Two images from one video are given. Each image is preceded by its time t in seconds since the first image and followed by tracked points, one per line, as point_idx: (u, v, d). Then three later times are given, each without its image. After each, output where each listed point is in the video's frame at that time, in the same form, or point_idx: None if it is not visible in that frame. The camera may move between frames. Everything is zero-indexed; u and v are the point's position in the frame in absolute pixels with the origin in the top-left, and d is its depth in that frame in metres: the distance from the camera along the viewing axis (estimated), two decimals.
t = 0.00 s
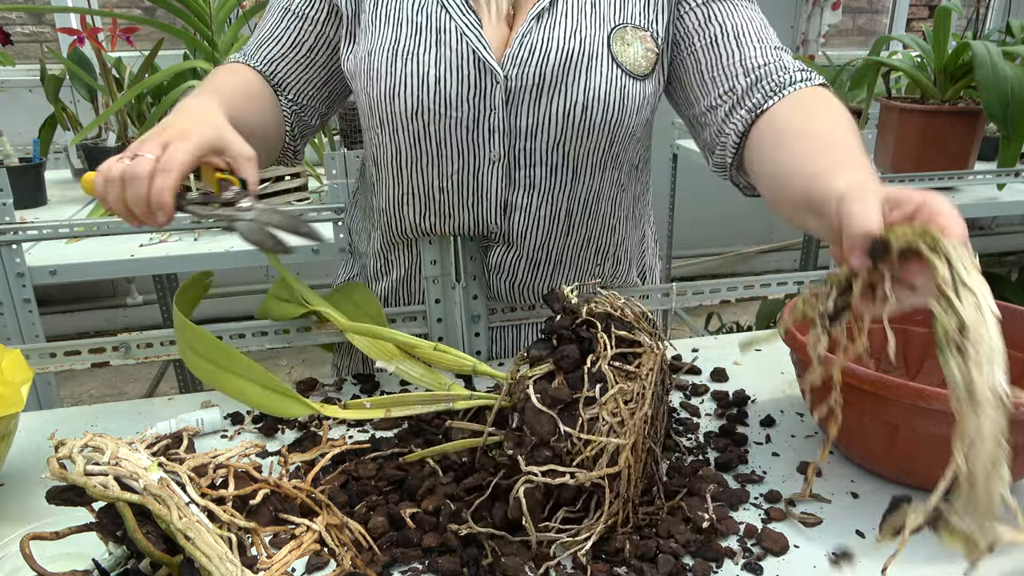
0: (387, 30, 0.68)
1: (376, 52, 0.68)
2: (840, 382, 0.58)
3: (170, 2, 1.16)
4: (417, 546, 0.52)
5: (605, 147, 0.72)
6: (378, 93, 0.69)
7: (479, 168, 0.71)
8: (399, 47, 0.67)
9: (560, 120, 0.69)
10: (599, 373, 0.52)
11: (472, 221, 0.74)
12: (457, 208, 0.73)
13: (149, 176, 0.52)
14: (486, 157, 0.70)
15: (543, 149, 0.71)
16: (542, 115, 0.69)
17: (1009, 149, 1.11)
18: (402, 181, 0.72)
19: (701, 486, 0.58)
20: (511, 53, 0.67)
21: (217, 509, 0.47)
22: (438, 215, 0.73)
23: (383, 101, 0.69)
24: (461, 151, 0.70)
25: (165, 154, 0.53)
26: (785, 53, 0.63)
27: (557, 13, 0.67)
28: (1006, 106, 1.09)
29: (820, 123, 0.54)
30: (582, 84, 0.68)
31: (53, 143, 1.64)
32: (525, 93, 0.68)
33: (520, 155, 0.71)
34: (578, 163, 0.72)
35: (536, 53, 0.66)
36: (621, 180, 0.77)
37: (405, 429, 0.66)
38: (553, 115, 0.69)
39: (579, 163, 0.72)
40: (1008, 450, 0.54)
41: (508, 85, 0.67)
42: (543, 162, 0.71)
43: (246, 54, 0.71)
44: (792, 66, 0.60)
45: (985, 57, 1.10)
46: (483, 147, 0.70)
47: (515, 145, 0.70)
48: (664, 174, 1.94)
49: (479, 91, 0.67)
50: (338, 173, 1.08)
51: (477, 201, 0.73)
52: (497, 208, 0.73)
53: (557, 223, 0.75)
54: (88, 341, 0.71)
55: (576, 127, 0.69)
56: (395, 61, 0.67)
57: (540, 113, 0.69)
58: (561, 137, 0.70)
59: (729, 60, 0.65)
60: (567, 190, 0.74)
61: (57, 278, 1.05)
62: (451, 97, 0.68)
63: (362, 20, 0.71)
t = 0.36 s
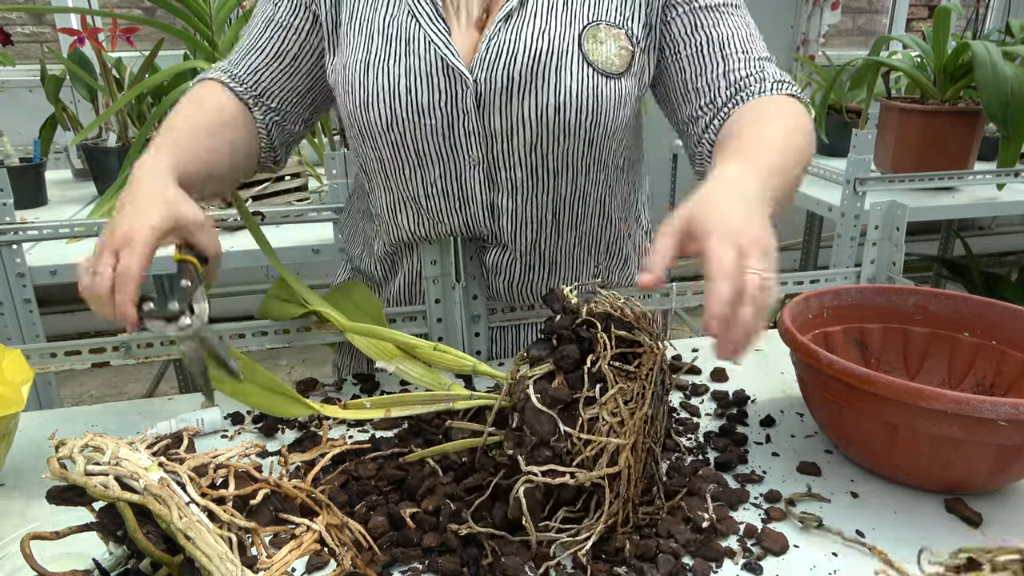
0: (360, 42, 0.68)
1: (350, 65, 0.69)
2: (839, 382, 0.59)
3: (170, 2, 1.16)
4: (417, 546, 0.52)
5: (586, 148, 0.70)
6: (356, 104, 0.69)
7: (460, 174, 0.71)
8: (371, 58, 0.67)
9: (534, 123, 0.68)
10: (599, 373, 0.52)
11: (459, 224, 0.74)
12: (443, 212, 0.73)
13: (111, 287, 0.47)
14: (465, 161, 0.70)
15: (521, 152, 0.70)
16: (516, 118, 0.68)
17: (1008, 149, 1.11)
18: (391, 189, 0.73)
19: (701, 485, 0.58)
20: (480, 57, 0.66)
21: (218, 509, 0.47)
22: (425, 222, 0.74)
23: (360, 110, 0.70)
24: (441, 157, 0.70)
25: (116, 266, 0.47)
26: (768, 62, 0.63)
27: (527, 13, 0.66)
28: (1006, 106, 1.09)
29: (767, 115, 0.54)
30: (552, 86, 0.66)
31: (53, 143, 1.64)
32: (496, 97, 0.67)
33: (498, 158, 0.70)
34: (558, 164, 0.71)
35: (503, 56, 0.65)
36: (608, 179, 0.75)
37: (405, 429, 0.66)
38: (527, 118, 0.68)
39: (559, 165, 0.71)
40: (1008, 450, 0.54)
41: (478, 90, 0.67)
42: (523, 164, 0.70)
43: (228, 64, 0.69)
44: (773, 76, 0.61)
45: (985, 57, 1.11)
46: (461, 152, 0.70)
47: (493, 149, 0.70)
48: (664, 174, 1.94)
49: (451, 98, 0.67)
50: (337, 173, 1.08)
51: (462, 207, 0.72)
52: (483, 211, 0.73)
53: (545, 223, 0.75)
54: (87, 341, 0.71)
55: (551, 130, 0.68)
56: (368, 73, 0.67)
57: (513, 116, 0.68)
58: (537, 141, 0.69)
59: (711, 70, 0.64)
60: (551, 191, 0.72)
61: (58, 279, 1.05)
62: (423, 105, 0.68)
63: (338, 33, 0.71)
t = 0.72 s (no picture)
0: (376, 45, 0.66)
1: (368, 69, 0.67)
2: (839, 382, 0.58)
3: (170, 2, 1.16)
4: (417, 546, 0.53)
5: (604, 140, 0.72)
6: (377, 109, 0.67)
7: (483, 171, 0.71)
8: (392, 62, 0.66)
9: (562, 117, 0.69)
10: (599, 373, 0.52)
11: (477, 223, 0.74)
12: (462, 211, 0.73)
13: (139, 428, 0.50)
14: (490, 159, 0.70)
15: (546, 147, 0.71)
16: (545, 114, 0.68)
17: (1008, 149, 1.11)
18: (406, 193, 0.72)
19: (701, 485, 0.58)
20: (507, 55, 0.66)
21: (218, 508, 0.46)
22: (442, 222, 0.73)
23: (381, 112, 0.67)
24: (465, 157, 0.70)
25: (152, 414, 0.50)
26: (720, 96, 0.78)
27: (549, 8, 0.66)
28: (1006, 106, 1.09)
29: (702, 150, 0.72)
30: (581, 80, 0.68)
31: (53, 143, 1.64)
32: (525, 95, 0.67)
33: (522, 156, 0.71)
34: (579, 156, 0.72)
35: (532, 53, 0.65)
36: (617, 171, 0.78)
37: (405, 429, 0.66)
38: (556, 112, 0.68)
39: (579, 158, 0.72)
40: (1008, 450, 0.54)
41: (508, 88, 0.66)
42: (546, 158, 0.71)
43: (224, 76, 0.64)
44: (722, 108, 0.77)
45: (985, 57, 1.11)
46: (486, 150, 0.70)
47: (518, 146, 0.70)
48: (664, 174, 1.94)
49: (479, 98, 0.66)
50: (337, 173, 1.09)
51: (480, 204, 0.73)
52: (502, 209, 0.73)
53: (562, 217, 0.76)
54: (88, 341, 0.71)
55: (579, 121, 0.69)
56: (390, 76, 0.66)
57: (542, 113, 0.68)
58: (563, 133, 0.70)
59: (686, 96, 0.77)
60: (569, 182, 0.74)
61: (58, 279, 1.05)
62: (452, 107, 0.67)
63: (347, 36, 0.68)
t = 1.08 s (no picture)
0: (372, 46, 0.66)
1: (363, 70, 0.66)
2: (839, 383, 0.58)
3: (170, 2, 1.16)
4: (417, 546, 0.53)
5: (598, 136, 0.72)
6: (373, 110, 0.66)
7: (481, 170, 0.71)
8: (387, 63, 0.65)
9: (556, 114, 0.69)
10: (599, 373, 0.52)
11: (476, 221, 0.74)
12: (461, 211, 0.73)
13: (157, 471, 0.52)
14: (487, 157, 0.70)
15: (542, 143, 0.70)
16: (539, 109, 0.68)
17: (1008, 149, 1.11)
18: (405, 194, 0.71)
19: (701, 485, 0.58)
20: (501, 51, 0.66)
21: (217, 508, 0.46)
22: (442, 221, 0.73)
23: (377, 113, 0.66)
24: (462, 156, 0.70)
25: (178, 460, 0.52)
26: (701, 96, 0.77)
27: (541, 6, 0.67)
28: (1006, 106, 1.09)
29: (697, 158, 0.72)
30: (574, 76, 0.68)
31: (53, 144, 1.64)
32: (521, 91, 0.67)
33: (518, 152, 0.71)
34: (576, 153, 0.72)
35: (526, 50, 0.66)
36: (610, 168, 0.78)
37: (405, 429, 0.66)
38: (551, 107, 0.68)
39: (575, 154, 0.72)
40: (1008, 450, 0.54)
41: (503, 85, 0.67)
42: (542, 154, 0.71)
43: (234, 86, 0.63)
44: (705, 112, 0.76)
45: (985, 57, 1.10)
46: (483, 150, 0.70)
47: (513, 143, 0.70)
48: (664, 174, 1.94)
49: (475, 95, 0.66)
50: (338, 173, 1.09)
51: (479, 203, 0.72)
52: (501, 206, 0.73)
53: (561, 215, 0.75)
54: (88, 341, 0.71)
55: (573, 118, 0.69)
56: (385, 76, 0.66)
57: (536, 109, 0.68)
58: (558, 130, 0.70)
59: (661, 92, 0.77)
60: (566, 180, 0.73)
61: (58, 278, 1.05)
62: (448, 105, 0.67)
63: (342, 38, 0.69)
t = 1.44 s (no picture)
0: (367, 39, 0.65)
1: (357, 65, 0.66)
2: (840, 383, 0.58)
3: (171, 2, 1.15)
4: (417, 546, 0.53)
5: (593, 137, 0.72)
6: (367, 107, 0.66)
7: (475, 169, 0.71)
8: (381, 57, 0.65)
9: (551, 113, 0.69)
10: (596, 371, 0.52)
11: (472, 221, 0.73)
12: (457, 211, 0.72)
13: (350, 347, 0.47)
14: (481, 156, 0.70)
15: (536, 141, 0.70)
16: (534, 108, 0.68)
17: (1008, 149, 1.11)
18: (398, 190, 0.72)
19: (701, 485, 0.58)
20: (497, 50, 0.65)
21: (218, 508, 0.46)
22: (438, 221, 0.73)
23: (371, 113, 0.66)
24: (456, 154, 0.70)
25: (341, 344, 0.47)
26: (703, 97, 0.75)
27: (537, 5, 0.66)
28: (1006, 106, 1.09)
29: (705, 166, 0.71)
30: (569, 75, 0.67)
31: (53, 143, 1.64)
32: (515, 90, 0.67)
33: (512, 151, 0.71)
34: (571, 153, 0.72)
35: (521, 48, 0.65)
36: (607, 170, 0.77)
37: (405, 429, 0.66)
38: (545, 106, 0.68)
39: (571, 154, 0.72)
40: (1008, 450, 0.54)
41: (498, 83, 0.66)
42: (537, 154, 0.71)
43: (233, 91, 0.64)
44: (707, 114, 0.74)
45: (985, 57, 1.10)
46: (476, 147, 0.70)
47: (507, 142, 0.70)
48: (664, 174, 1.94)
49: (469, 93, 0.67)
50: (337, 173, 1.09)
51: (473, 200, 0.72)
52: (496, 205, 0.73)
53: (556, 215, 0.75)
54: (87, 340, 0.71)
55: (567, 117, 0.69)
56: (380, 71, 0.65)
57: (530, 107, 0.68)
58: (553, 129, 0.70)
59: (660, 92, 0.76)
60: (561, 180, 0.73)
61: (58, 278, 1.04)
62: (441, 103, 0.67)
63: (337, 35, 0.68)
